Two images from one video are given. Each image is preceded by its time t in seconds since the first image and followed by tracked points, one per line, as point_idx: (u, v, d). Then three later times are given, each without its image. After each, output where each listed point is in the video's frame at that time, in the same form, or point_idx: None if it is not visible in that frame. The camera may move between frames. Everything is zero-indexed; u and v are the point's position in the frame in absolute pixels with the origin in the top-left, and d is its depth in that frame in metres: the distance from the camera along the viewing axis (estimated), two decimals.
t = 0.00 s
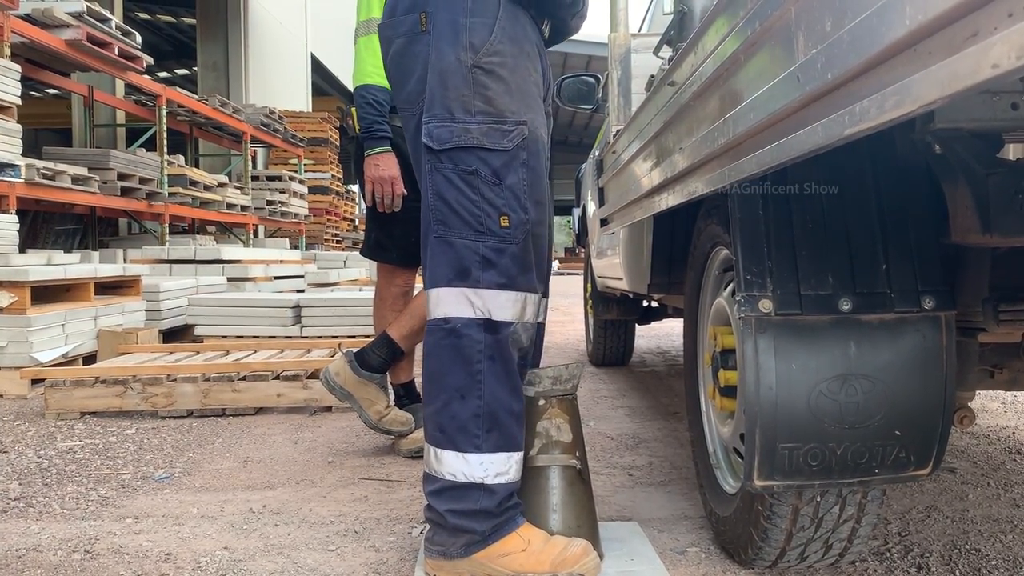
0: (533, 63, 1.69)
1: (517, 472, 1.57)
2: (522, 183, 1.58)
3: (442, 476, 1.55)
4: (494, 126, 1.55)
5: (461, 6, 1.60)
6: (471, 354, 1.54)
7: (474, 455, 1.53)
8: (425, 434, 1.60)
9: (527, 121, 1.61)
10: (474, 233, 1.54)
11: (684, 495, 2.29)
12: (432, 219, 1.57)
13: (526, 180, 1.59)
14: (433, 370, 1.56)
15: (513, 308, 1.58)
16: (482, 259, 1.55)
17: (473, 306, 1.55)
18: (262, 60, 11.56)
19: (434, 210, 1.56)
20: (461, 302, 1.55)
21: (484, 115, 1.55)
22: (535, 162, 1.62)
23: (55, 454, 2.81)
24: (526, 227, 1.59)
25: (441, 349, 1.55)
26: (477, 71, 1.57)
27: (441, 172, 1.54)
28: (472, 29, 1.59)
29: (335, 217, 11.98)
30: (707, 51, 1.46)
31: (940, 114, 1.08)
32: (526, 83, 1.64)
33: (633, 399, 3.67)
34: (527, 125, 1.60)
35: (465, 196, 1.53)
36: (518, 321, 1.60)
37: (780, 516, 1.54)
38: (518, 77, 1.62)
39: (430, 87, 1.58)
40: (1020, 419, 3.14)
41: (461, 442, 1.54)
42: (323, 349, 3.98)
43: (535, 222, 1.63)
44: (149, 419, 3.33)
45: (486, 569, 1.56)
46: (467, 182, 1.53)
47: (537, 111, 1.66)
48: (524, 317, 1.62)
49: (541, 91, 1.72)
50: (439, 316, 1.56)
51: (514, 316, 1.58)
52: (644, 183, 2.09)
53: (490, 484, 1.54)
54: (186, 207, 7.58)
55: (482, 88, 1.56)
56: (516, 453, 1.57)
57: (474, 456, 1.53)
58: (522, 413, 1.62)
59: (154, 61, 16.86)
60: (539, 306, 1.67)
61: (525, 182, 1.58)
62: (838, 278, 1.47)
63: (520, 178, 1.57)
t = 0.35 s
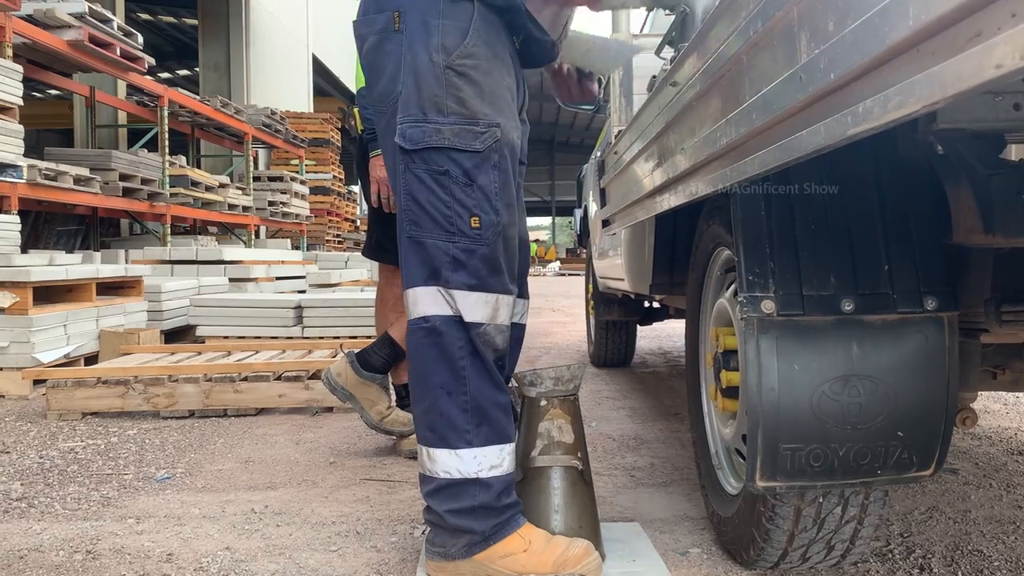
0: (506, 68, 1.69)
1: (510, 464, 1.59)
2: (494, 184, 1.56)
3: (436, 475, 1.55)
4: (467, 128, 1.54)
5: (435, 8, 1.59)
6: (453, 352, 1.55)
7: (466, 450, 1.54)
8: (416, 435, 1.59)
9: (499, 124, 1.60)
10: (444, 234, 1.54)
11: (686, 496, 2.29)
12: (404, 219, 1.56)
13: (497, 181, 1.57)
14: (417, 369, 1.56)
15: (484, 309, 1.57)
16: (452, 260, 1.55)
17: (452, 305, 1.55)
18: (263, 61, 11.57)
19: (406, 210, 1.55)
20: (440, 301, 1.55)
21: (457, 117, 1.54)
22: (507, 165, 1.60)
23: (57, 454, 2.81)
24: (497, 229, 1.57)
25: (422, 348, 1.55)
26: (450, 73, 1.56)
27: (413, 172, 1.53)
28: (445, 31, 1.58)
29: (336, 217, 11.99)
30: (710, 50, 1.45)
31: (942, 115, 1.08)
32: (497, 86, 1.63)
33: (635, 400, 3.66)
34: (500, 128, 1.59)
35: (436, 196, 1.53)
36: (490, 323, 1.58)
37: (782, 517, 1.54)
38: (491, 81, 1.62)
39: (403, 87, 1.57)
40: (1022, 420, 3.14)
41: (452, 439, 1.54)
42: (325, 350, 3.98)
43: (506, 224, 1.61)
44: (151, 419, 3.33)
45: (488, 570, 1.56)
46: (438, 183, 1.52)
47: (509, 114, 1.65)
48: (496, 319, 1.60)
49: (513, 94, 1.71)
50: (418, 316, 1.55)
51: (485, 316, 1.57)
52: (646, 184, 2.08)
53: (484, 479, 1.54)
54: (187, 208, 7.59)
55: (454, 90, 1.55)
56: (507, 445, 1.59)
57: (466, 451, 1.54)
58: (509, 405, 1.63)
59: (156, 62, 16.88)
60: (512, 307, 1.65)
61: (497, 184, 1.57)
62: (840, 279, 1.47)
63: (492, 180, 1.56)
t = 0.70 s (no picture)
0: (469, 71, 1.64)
1: (498, 450, 1.59)
2: (457, 183, 1.53)
3: (426, 469, 1.55)
4: (428, 128, 1.50)
5: (397, 10, 1.56)
6: (430, 347, 1.55)
7: (453, 441, 1.54)
8: (403, 430, 1.59)
9: (462, 125, 1.56)
10: (409, 232, 1.52)
11: (685, 495, 2.29)
12: (370, 217, 1.54)
13: (460, 181, 1.54)
14: (397, 365, 1.56)
15: (454, 303, 1.56)
16: (418, 257, 1.53)
17: (423, 300, 1.54)
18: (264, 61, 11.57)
19: (372, 209, 1.53)
20: (413, 296, 1.54)
21: (419, 116, 1.50)
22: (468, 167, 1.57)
23: (57, 454, 2.81)
24: (460, 227, 1.55)
25: (400, 343, 1.56)
26: (412, 74, 1.52)
27: (377, 171, 1.51)
28: (405, 33, 1.54)
29: (337, 217, 11.99)
30: (709, 49, 1.45)
31: (942, 113, 1.08)
32: (460, 91, 1.59)
33: (634, 399, 3.66)
34: (463, 129, 1.55)
35: (400, 194, 1.50)
36: (462, 315, 1.58)
37: (781, 516, 1.54)
38: (453, 85, 1.57)
39: (366, 87, 1.54)
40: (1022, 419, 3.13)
41: (438, 430, 1.54)
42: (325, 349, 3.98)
43: (471, 223, 1.58)
44: (150, 419, 3.33)
45: (486, 568, 1.56)
46: (402, 181, 1.50)
47: (470, 119, 1.61)
48: (467, 311, 1.59)
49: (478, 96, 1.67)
50: (393, 313, 1.55)
51: (455, 310, 1.57)
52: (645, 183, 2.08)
53: (474, 468, 1.54)
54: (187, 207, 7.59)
55: (417, 90, 1.51)
56: (493, 432, 1.59)
57: (453, 442, 1.54)
58: (490, 392, 1.63)
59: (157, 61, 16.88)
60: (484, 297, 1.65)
61: (459, 184, 1.54)
62: (839, 278, 1.47)
63: (454, 180, 1.53)
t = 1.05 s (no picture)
0: (466, 71, 1.63)
1: (497, 448, 1.59)
2: (453, 183, 1.53)
3: (424, 467, 1.55)
4: (424, 127, 1.50)
5: (394, 8, 1.55)
6: (428, 346, 1.55)
7: (452, 439, 1.54)
8: (401, 428, 1.59)
9: (458, 125, 1.55)
10: (403, 230, 1.51)
11: (685, 495, 2.29)
12: (366, 215, 1.54)
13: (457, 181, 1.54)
14: (395, 363, 1.56)
15: (450, 301, 1.56)
16: (414, 256, 1.52)
17: (420, 298, 1.54)
18: (263, 60, 11.56)
19: (368, 207, 1.53)
20: (410, 294, 1.54)
21: (415, 116, 1.50)
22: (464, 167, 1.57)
23: (56, 454, 2.81)
24: (457, 227, 1.54)
25: (398, 342, 1.55)
26: (409, 73, 1.51)
27: (373, 170, 1.50)
28: (402, 32, 1.53)
29: (336, 216, 11.99)
30: (708, 49, 1.45)
31: (941, 112, 1.08)
32: (458, 90, 1.58)
33: (634, 398, 3.66)
34: (459, 129, 1.55)
35: (396, 193, 1.50)
36: (459, 313, 1.58)
37: (781, 516, 1.54)
38: (450, 85, 1.57)
39: (362, 86, 1.54)
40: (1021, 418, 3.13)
41: (436, 429, 1.54)
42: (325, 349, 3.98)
43: (467, 223, 1.58)
44: (150, 419, 3.33)
45: (486, 568, 1.56)
46: (398, 180, 1.49)
47: (468, 118, 1.61)
48: (465, 308, 1.59)
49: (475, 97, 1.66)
50: (390, 311, 1.55)
51: (453, 308, 1.56)
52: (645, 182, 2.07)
53: (473, 466, 1.54)
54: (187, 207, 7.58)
55: (413, 89, 1.51)
56: (492, 430, 1.59)
57: (452, 440, 1.54)
58: (488, 390, 1.63)
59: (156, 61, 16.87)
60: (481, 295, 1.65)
61: (455, 184, 1.54)
62: (839, 277, 1.47)
63: (450, 180, 1.52)
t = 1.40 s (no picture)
0: (504, 68, 1.65)
1: (508, 459, 1.59)
2: (490, 182, 1.54)
3: (432, 471, 1.55)
4: (463, 126, 1.51)
5: (438, 7, 1.56)
6: (448, 349, 1.54)
7: (463, 446, 1.54)
8: (413, 432, 1.60)
9: (496, 123, 1.57)
10: (440, 231, 1.52)
11: (686, 495, 2.29)
12: (401, 216, 1.55)
13: (494, 181, 1.54)
14: (414, 365, 1.56)
15: (478, 307, 1.56)
16: (448, 257, 1.53)
17: (446, 300, 1.54)
18: (263, 61, 11.57)
19: (403, 208, 1.54)
20: (437, 297, 1.54)
21: (454, 115, 1.52)
22: (503, 164, 1.58)
23: (58, 455, 2.81)
24: (492, 228, 1.54)
25: (419, 343, 1.56)
26: (449, 71, 1.53)
27: (410, 170, 1.52)
28: (444, 29, 1.55)
29: (336, 217, 11.99)
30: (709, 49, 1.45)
31: (942, 112, 1.08)
32: (496, 87, 1.60)
33: (635, 399, 3.66)
34: (497, 127, 1.56)
35: (432, 194, 1.51)
36: (485, 320, 1.57)
37: (781, 516, 1.54)
38: (489, 80, 1.58)
39: (403, 85, 1.55)
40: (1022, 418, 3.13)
41: (449, 434, 1.54)
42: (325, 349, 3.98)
43: (505, 224, 1.58)
44: (151, 420, 3.33)
45: (488, 569, 1.56)
46: (435, 180, 1.50)
47: (507, 114, 1.62)
48: (491, 317, 1.59)
49: (512, 95, 1.67)
50: (414, 312, 1.55)
51: (479, 315, 1.56)
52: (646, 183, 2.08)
53: (483, 474, 1.54)
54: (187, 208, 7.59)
55: (452, 88, 1.52)
56: (504, 440, 1.59)
57: (463, 448, 1.54)
58: (504, 400, 1.63)
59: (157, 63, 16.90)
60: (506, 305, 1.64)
61: (494, 183, 1.54)
62: (840, 277, 1.47)
63: (488, 179, 1.53)
